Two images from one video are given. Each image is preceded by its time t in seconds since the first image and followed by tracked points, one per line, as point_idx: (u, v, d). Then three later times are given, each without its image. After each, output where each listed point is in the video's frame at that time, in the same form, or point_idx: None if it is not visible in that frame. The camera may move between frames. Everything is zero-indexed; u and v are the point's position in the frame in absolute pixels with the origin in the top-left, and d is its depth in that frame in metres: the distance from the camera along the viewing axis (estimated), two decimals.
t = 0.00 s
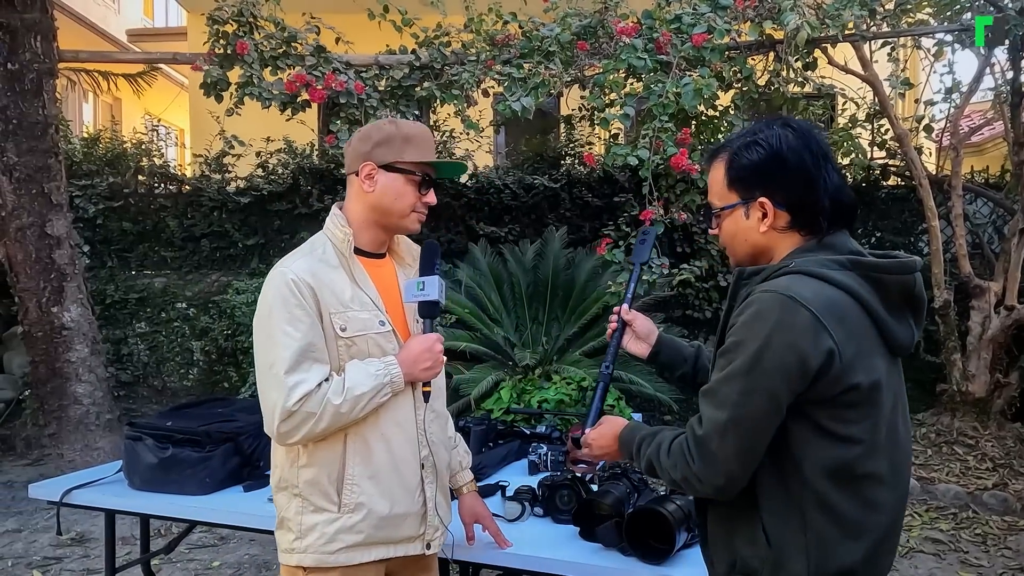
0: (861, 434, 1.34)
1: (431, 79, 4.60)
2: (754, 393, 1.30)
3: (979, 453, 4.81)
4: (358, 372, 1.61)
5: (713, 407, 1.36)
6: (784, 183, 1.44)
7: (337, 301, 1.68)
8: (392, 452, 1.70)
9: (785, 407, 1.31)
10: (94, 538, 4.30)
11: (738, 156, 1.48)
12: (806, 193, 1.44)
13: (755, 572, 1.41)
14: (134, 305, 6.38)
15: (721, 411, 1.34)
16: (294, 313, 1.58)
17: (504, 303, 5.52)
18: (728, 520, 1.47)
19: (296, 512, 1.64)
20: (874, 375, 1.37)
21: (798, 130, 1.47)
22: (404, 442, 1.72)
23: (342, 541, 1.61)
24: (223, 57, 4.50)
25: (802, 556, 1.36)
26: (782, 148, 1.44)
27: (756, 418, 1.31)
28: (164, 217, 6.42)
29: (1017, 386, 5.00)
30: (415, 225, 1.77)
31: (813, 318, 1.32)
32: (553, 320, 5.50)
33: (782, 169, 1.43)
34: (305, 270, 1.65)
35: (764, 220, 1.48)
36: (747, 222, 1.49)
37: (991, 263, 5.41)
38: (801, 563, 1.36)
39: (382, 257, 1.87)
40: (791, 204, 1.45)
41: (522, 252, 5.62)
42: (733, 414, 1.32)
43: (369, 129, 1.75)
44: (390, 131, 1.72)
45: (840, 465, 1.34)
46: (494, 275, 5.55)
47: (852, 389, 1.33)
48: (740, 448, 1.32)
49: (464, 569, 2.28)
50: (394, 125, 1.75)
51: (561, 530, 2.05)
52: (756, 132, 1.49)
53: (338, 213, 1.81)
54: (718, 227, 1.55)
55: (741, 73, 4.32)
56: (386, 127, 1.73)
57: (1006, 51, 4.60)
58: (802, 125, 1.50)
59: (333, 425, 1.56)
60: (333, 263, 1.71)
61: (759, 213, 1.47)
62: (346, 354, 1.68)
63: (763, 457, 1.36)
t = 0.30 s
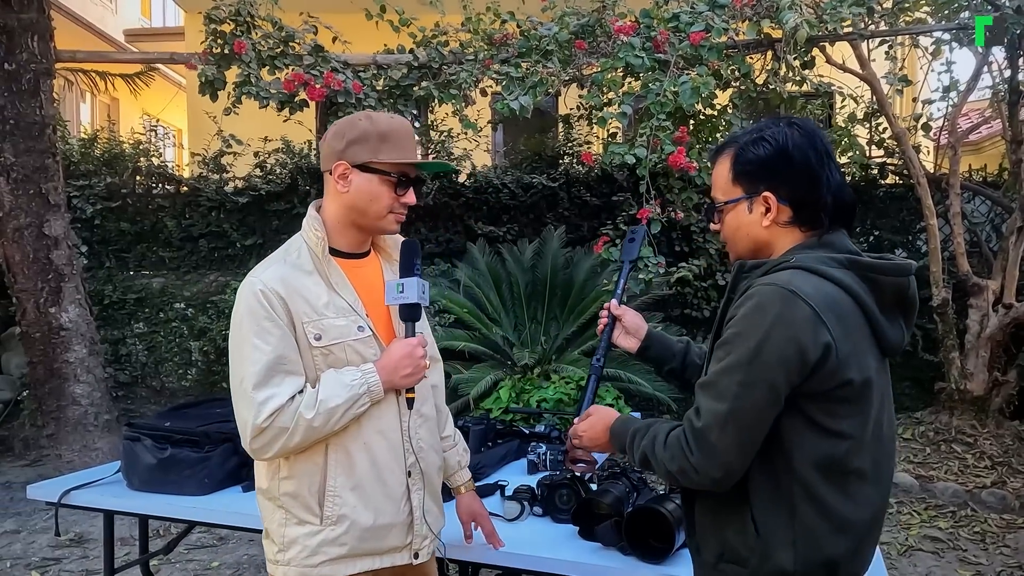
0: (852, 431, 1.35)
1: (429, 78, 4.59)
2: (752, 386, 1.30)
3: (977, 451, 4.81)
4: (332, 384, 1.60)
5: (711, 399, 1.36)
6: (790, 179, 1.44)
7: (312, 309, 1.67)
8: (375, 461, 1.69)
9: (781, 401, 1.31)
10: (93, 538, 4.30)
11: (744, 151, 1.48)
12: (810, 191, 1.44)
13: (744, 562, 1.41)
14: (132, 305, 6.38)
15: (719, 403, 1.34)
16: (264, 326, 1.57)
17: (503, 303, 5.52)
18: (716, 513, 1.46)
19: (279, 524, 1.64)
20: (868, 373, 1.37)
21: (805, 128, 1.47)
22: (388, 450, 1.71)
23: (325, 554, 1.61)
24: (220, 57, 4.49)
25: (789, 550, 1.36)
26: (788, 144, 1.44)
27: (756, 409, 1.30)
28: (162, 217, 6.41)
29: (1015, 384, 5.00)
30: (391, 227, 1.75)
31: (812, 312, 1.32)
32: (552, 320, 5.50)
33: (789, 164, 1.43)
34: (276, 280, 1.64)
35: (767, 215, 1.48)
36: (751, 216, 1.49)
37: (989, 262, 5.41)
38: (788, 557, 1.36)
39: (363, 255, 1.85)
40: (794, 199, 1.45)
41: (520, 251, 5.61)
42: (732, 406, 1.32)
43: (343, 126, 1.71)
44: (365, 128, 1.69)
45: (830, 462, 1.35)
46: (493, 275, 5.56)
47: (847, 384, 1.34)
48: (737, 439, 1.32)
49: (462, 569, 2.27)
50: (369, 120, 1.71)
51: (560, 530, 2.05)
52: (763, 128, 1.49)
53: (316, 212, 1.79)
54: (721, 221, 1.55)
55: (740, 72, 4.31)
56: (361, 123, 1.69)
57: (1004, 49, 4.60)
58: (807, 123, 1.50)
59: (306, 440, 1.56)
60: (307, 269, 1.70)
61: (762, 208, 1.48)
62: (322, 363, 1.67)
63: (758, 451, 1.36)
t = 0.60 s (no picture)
0: (848, 427, 1.35)
1: (427, 78, 4.58)
2: (746, 383, 1.31)
3: (976, 449, 4.82)
4: (317, 402, 1.58)
5: (707, 393, 1.36)
6: (790, 177, 1.44)
7: (296, 321, 1.64)
8: (363, 474, 1.67)
9: (776, 398, 1.30)
10: (91, 539, 4.29)
11: (745, 150, 1.48)
12: (809, 188, 1.44)
13: (742, 557, 1.41)
14: (130, 305, 6.37)
15: (716, 399, 1.34)
16: (246, 342, 1.55)
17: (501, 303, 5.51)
18: (716, 511, 1.46)
19: (267, 536, 1.64)
20: (864, 370, 1.37)
21: (804, 126, 1.46)
22: (376, 462, 1.69)
23: (312, 569, 1.60)
24: (218, 56, 4.48)
25: (786, 544, 1.36)
26: (788, 143, 1.44)
27: (752, 404, 1.30)
28: (160, 217, 6.40)
29: (1014, 383, 5.00)
30: (382, 232, 1.74)
31: (810, 308, 1.32)
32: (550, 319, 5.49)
33: (790, 162, 1.43)
34: (259, 290, 1.61)
35: (766, 212, 1.48)
36: (751, 213, 1.49)
37: (988, 260, 5.41)
38: (786, 551, 1.36)
39: (348, 259, 1.84)
40: (792, 197, 1.45)
41: (519, 251, 5.61)
42: (729, 400, 1.32)
43: (335, 126, 1.68)
44: (360, 129, 1.67)
45: (826, 457, 1.35)
46: (491, 275, 5.55)
47: (843, 380, 1.34)
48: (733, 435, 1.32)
49: (460, 569, 2.27)
50: (364, 120, 1.69)
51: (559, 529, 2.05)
52: (763, 126, 1.48)
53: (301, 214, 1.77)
54: (721, 220, 1.55)
55: (738, 70, 4.31)
56: (356, 123, 1.67)
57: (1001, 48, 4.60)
58: (806, 121, 1.50)
59: (291, 458, 1.55)
60: (291, 277, 1.67)
61: (762, 206, 1.48)
62: (307, 377, 1.64)
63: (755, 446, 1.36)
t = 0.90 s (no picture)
0: (848, 426, 1.35)
1: (425, 78, 4.58)
2: (744, 382, 1.31)
3: (974, 448, 4.83)
4: (334, 402, 1.57)
5: (706, 392, 1.36)
6: (788, 178, 1.44)
7: (310, 322, 1.63)
8: (380, 474, 1.67)
9: (775, 397, 1.31)
10: (90, 540, 4.29)
11: (745, 150, 1.48)
12: (807, 190, 1.44)
13: (743, 556, 1.41)
14: (128, 306, 6.37)
15: (715, 398, 1.34)
16: (260, 344, 1.53)
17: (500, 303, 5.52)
18: (716, 511, 1.46)
19: (284, 539, 1.62)
20: (864, 370, 1.37)
21: (805, 128, 1.46)
22: (392, 462, 1.70)
23: (332, 570, 1.59)
24: (215, 57, 4.47)
25: (787, 544, 1.36)
26: (787, 144, 1.44)
27: (751, 404, 1.31)
28: (158, 217, 6.40)
29: (1011, 382, 5.00)
30: (390, 232, 1.74)
31: (809, 308, 1.32)
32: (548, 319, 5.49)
33: (789, 163, 1.43)
34: (271, 292, 1.59)
35: (764, 213, 1.48)
36: (749, 213, 1.49)
37: (985, 260, 5.41)
38: (786, 550, 1.36)
39: (356, 259, 1.84)
40: (790, 198, 1.45)
41: (517, 251, 5.61)
42: (728, 400, 1.32)
43: (339, 126, 1.67)
44: (366, 129, 1.66)
45: (825, 456, 1.35)
46: (489, 276, 5.55)
47: (842, 380, 1.34)
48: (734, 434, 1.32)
49: (459, 569, 2.27)
50: (369, 120, 1.68)
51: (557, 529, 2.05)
52: (763, 127, 1.49)
53: (308, 214, 1.76)
54: (720, 219, 1.55)
55: (736, 71, 4.31)
56: (362, 123, 1.66)
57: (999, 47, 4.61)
58: (808, 122, 1.49)
59: (309, 459, 1.54)
60: (303, 278, 1.66)
61: (761, 206, 1.48)
62: (322, 377, 1.64)
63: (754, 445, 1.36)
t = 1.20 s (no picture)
0: (844, 427, 1.35)
1: (423, 78, 4.58)
2: (738, 382, 1.31)
3: (972, 448, 4.84)
4: (362, 398, 1.58)
5: (699, 392, 1.37)
6: (786, 181, 1.44)
7: (337, 319, 1.63)
8: (404, 470, 1.67)
9: (770, 398, 1.31)
10: (89, 541, 4.29)
11: (746, 150, 1.48)
12: (806, 193, 1.44)
13: (741, 555, 1.41)
14: (126, 307, 6.37)
15: (709, 398, 1.34)
16: (290, 340, 1.53)
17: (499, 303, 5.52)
18: (714, 510, 1.47)
19: (307, 534, 1.62)
20: (861, 370, 1.37)
21: (808, 131, 1.46)
22: (415, 459, 1.70)
23: (355, 564, 1.59)
24: (214, 57, 4.47)
25: (786, 544, 1.37)
26: (790, 147, 1.44)
27: (745, 404, 1.31)
28: (156, 218, 6.40)
29: (1009, 381, 5.01)
30: (412, 234, 1.73)
31: (803, 310, 1.32)
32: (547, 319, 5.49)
33: (789, 166, 1.43)
34: (300, 290, 1.59)
35: (763, 214, 1.48)
36: (747, 213, 1.49)
37: (983, 259, 5.42)
38: (784, 550, 1.36)
39: (379, 259, 1.85)
40: (789, 200, 1.45)
41: (516, 251, 5.61)
42: (723, 400, 1.32)
43: (368, 128, 1.67)
44: (394, 132, 1.66)
45: (822, 457, 1.35)
46: (488, 276, 5.55)
47: (839, 382, 1.34)
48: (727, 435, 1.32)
49: (459, 570, 2.27)
50: (397, 123, 1.68)
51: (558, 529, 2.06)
52: (767, 127, 1.48)
53: (333, 213, 1.76)
54: (721, 218, 1.56)
55: (734, 71, 4.31)
56: (389, 126, 1.66)
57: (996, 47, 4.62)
58: (813, 124, 1.49)
59: (336, 455, 1.54)
60: (329, 276, 1.67)
61: (760, 207, 1.48)
62: (349, 374, 1.65)
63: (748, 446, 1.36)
